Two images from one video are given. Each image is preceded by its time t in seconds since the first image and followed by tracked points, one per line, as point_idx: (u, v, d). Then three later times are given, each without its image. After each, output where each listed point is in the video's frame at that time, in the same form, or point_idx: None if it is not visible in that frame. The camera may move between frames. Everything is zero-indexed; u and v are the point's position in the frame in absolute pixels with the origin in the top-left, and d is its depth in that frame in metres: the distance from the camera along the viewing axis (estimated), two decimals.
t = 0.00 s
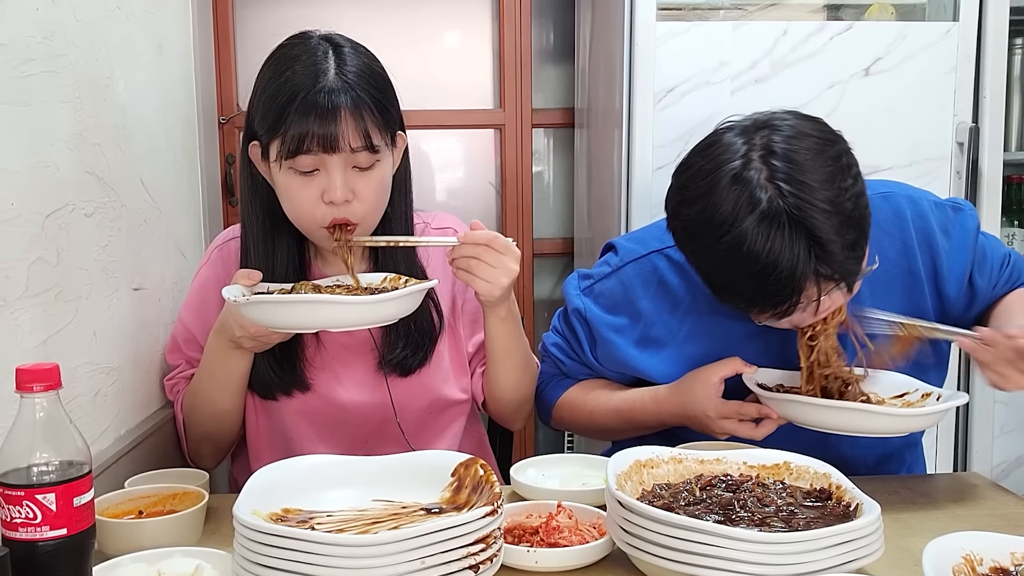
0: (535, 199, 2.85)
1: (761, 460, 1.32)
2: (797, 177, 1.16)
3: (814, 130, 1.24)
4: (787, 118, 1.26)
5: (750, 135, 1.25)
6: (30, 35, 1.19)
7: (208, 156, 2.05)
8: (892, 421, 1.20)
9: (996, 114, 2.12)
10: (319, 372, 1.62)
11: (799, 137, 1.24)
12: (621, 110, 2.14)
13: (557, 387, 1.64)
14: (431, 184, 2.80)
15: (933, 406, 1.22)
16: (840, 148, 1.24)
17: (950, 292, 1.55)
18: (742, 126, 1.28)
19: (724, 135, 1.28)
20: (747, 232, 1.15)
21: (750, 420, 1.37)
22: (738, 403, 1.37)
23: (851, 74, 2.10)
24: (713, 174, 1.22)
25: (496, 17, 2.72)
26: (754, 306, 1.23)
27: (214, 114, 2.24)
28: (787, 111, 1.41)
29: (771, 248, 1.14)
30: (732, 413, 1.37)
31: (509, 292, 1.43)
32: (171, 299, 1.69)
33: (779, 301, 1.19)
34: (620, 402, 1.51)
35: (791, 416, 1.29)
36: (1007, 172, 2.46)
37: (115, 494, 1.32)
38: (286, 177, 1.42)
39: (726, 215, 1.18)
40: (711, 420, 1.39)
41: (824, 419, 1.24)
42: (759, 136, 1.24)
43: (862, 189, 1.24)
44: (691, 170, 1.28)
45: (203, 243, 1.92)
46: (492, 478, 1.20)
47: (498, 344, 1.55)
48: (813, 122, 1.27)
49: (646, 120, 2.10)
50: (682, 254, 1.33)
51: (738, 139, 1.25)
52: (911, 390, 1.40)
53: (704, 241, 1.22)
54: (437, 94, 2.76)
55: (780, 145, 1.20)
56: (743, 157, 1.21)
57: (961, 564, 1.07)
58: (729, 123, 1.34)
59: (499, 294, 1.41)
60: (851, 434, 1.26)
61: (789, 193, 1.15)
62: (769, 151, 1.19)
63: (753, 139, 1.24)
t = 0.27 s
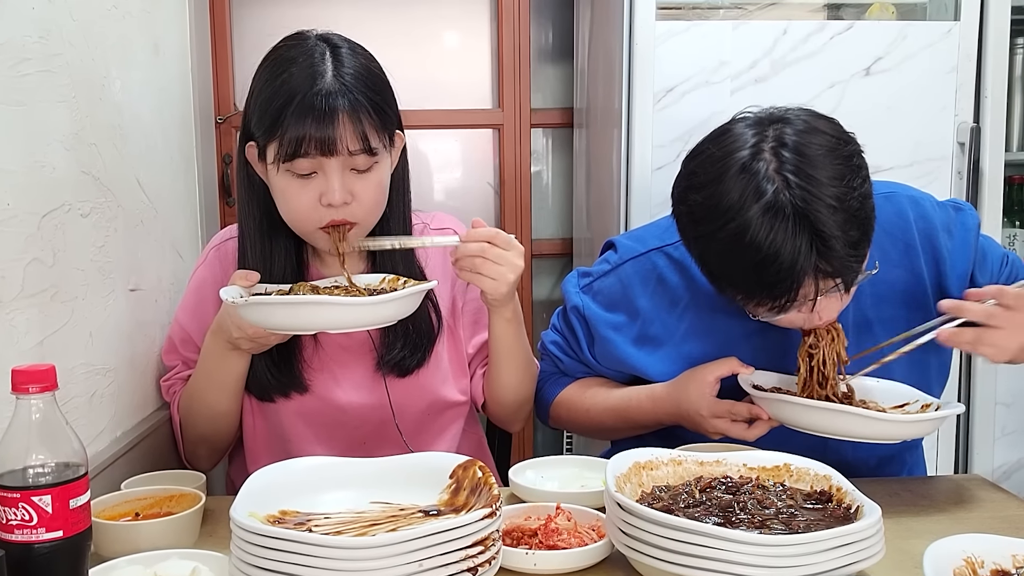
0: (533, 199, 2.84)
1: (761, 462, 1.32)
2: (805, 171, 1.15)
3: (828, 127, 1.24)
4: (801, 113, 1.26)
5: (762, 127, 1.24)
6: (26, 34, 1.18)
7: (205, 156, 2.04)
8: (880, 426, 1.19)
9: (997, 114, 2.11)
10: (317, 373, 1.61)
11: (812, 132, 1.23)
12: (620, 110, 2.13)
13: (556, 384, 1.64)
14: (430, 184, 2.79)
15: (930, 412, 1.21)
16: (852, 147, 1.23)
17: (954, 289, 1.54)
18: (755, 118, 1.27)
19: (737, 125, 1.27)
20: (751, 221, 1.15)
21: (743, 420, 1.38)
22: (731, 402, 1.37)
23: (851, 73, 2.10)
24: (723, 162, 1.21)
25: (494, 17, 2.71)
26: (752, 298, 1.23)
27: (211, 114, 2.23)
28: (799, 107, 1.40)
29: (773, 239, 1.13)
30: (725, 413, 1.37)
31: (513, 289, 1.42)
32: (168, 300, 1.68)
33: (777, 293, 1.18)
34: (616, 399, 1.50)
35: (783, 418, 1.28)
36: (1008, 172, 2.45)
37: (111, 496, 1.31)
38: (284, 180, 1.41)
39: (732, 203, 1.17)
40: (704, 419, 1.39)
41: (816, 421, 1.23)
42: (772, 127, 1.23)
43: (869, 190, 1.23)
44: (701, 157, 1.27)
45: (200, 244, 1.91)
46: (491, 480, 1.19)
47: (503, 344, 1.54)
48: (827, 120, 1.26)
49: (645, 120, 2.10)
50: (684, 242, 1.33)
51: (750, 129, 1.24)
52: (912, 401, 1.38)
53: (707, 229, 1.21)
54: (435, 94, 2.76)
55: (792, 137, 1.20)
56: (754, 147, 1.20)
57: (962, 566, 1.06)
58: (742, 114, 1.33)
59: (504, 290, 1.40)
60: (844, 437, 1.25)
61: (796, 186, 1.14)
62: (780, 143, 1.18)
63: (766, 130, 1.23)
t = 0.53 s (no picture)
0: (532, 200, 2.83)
1: (761, 464, 1.31)
2: (807, 168, 1.15)
3: (829, 125, 1.23)
4: (803, 112, 1.26)
5: (763, 125, 1.24)
6: (22, 34, 1.18)
7: (202, 157, 2.03)
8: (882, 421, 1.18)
9: (999, 115, 2.10)
10: (315, 376, 1.60)
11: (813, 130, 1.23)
12: (619, 110, 2.12)
13: (555, 387, 1.63)
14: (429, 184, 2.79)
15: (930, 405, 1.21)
16: (853, 145, 1.23)
17: (940, 299, 1.54)
18: (756, 116, 1.27)
19: (737, 124, 1.27)
20: (753, 218, 1.14)
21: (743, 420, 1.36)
22: (730, 403, 1.36)
23: (851, 74, 2.09)
24: (725, 159, 1.21)
25: (493, 17, 2.71)
26: (753, 296, 1.22)
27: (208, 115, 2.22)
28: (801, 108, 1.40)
29: (775, 236, 1.13)
30: (724, 414, 1.36)
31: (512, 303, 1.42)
32: (164, 301, 1.68)
33: (779, 291, 1.17)
34: (616, 401, 1.49)
35: (781, 416, 1.27)
36: (1009, 174, 2.44)
37: (108, 498, 1.30)
38: (284, 176, 1.40)
39: (734, 200, 1.16)
40: (703, 420, 1.38)
41: (815, 420, 1.23)
42: (774, 126, 1.23)
43: (871, 188, 1.23)
44: (703, 156, 1.27)
45: (197, 245, 1.90)
46: (489, 483, 1.18)
47: (501, 348, 1.53)
48: (829, 119, 1.26)
49: (644, 121, 2.09)
50: (685, 241, 1.32)
51: (752, 128, 1.24)
52: (914, 393, 1.38)
53: (708, 227, 1.21)
54: (434, 94, 2.75)
55: (793, 135, 1.19)
56: (755, 144, 1.20)
57: (962, 570, 1.06)
58: (743, 114, 1.33)
59: (503, 303, 1.40)
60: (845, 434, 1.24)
61: (798, 183, 1.14)
62: (782, 141, 1.18)
63: (767, 128, 1.23)
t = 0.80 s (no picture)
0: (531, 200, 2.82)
1: (761, 466, 1.30)
2: (803, 161, 1.14)
3: (825, 119, 1.23)
4: (799, 106, 1.25)
5: (759, 119, 1.23)
6: (17, 33, 1.17)
7: (199, 156, 2.02)
8: (886, 419, 1.18)
9: (999, 114, 2.10)
10: (312, 377, 1.59)
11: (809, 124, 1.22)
12: (618, 110, 2.11)
13: (554, 388, 1.62)
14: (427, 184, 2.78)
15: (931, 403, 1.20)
16: (850, 138, 1.22)
17: (941, 298, 1.53)
18: (752, 112, 1.26)
19: (733, 119, 1.27)
20: (748, 213, 1.13)
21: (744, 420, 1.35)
22: (730, 402, 1.35)
23: (851, 73, 2.08)
24: (719, 154, 1.21)
25: (491, 16, 2.70)
26: (752, 292, 1.21)
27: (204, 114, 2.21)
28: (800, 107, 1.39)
29: (771, 230, 1.12)
30: (724, 413, 1.35)
31: (507, 297, 1.41)
32: (161, 302, 1.67)
33: (776, 285, 1.17)
34: (615, 401, 1.49)
35: (782, 415, 1.26)
36: (1010, 173, 2.43)
37: (104, 500, 1.29)
38: (282, 180, 1.39)
39: (729, 195, 1.16)
40: (703, 421, 1.37)
41: (816, 418, 1.22)
42: (769, 120, 1.22)
43: (869, 179, 1.22)
44: (698, 151, 1.26)
45: (193, 245, 1.89)
46: (488, 484, 1.17)
47: (497, 349, 1.53)
48: (824, 112, 1.25)
49: (643, 120, 2.08)
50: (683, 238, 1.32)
51: (747, 123, 1.23)
52: (913, 391, 1.37)
53: (704, 223, 1.20)
54: (432, 93, 2.74)
55: (788, 129, 1.19)
56: (750, 139, 1.20)
57: (964, 572, 1.05)
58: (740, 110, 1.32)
59: (498, 297, 1.39)
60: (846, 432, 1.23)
61: (794, 176, 1.13)
62: (777, 135, 1.17)
63: (762, 123, 1.22)
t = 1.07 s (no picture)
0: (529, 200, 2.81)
1: (761, 468, 1.29)
2: (796, 149, 1.14)
3: (821, 110, 1.22)
4: (795, 97, 1.24)
5: (754, 110, 1.23)
6: (13, 33, 1.16)
7: (196, 157, 2.02)
8: (883, 425, 1.17)
9: (1001, 115, 2.09)
10: (310, 379, 1.59)
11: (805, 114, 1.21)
12: (617, 111, 2.11)
13: (551, 392, 1.61)
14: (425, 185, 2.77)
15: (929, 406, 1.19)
16: (846, 129, 1.21)
17: (941, 299, 1.52)
18: (748, 102, 1.26)
19: (729, 110, 1.26)
20: (739, 200, 1.13)
21: (742, 426, 1.35)
22: (728, 409, 1.34)
23: (852, 73, 2.07)
24: (713, 143, 1.20)
25: (490, 16, 2.69)
26: (744, 282, 1.20)
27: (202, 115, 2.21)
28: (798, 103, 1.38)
29: (762, 217, 1.11)
30: (722, 420, 1.35)
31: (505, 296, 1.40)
32: (157, 304, 1.66)
33: (767, 274, 1.16)
34: (613, 407, 1.48)
35: (781, 422, 1.26)
36: (1011, 174, 2.42)
37: (100, 503, 1.29)
38: (280, 181, 1.39)
39: (721, 183, 1.15)
40: (702, 427, 1.36)
41: (816, 425, 1.21)
42: (763, 110, 1.21)
43: (863, 170, 1.21)
44: (693, 141, 1.26)
45: (190, 247, 1.88)
46: (486, 486, 1.17)
47: (495, 351, 1.52)
48: (820, 104, 1.24)
49: (642, 121, 2.07)
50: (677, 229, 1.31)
51: (741, 113, 1.22)
52: (911, 394, 1.37)
53: (696, 213, 1.19)
54: (431, 94, 2.73)
55: (782, 118, 1.18)
56: (744, 128, 1.19)
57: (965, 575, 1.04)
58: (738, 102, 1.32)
59: (495, 296, 1.38)
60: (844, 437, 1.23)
61: (786, 164, 1.12)
62: (771, 123, 1.16)
63: (757, 112, 1.22)
